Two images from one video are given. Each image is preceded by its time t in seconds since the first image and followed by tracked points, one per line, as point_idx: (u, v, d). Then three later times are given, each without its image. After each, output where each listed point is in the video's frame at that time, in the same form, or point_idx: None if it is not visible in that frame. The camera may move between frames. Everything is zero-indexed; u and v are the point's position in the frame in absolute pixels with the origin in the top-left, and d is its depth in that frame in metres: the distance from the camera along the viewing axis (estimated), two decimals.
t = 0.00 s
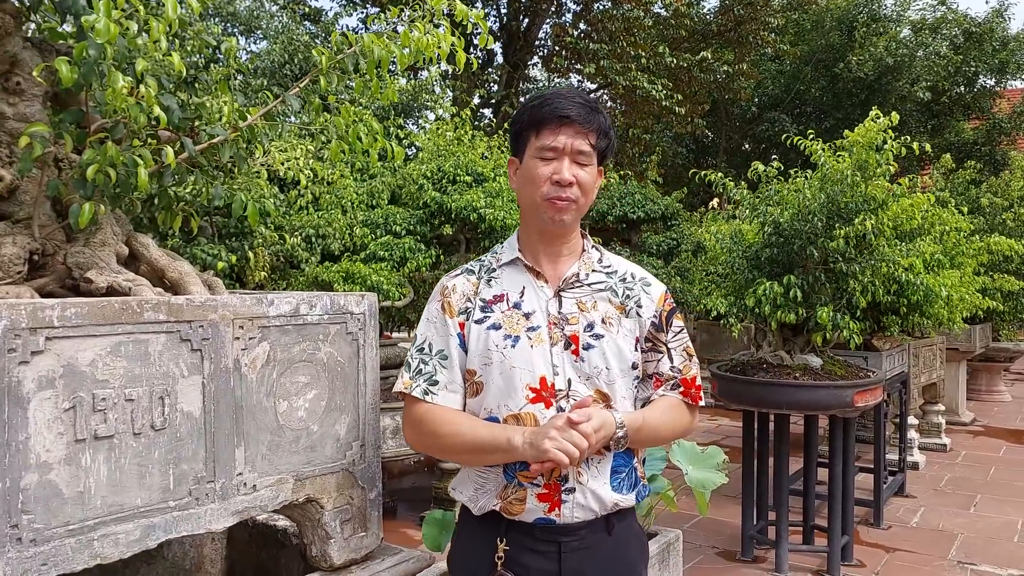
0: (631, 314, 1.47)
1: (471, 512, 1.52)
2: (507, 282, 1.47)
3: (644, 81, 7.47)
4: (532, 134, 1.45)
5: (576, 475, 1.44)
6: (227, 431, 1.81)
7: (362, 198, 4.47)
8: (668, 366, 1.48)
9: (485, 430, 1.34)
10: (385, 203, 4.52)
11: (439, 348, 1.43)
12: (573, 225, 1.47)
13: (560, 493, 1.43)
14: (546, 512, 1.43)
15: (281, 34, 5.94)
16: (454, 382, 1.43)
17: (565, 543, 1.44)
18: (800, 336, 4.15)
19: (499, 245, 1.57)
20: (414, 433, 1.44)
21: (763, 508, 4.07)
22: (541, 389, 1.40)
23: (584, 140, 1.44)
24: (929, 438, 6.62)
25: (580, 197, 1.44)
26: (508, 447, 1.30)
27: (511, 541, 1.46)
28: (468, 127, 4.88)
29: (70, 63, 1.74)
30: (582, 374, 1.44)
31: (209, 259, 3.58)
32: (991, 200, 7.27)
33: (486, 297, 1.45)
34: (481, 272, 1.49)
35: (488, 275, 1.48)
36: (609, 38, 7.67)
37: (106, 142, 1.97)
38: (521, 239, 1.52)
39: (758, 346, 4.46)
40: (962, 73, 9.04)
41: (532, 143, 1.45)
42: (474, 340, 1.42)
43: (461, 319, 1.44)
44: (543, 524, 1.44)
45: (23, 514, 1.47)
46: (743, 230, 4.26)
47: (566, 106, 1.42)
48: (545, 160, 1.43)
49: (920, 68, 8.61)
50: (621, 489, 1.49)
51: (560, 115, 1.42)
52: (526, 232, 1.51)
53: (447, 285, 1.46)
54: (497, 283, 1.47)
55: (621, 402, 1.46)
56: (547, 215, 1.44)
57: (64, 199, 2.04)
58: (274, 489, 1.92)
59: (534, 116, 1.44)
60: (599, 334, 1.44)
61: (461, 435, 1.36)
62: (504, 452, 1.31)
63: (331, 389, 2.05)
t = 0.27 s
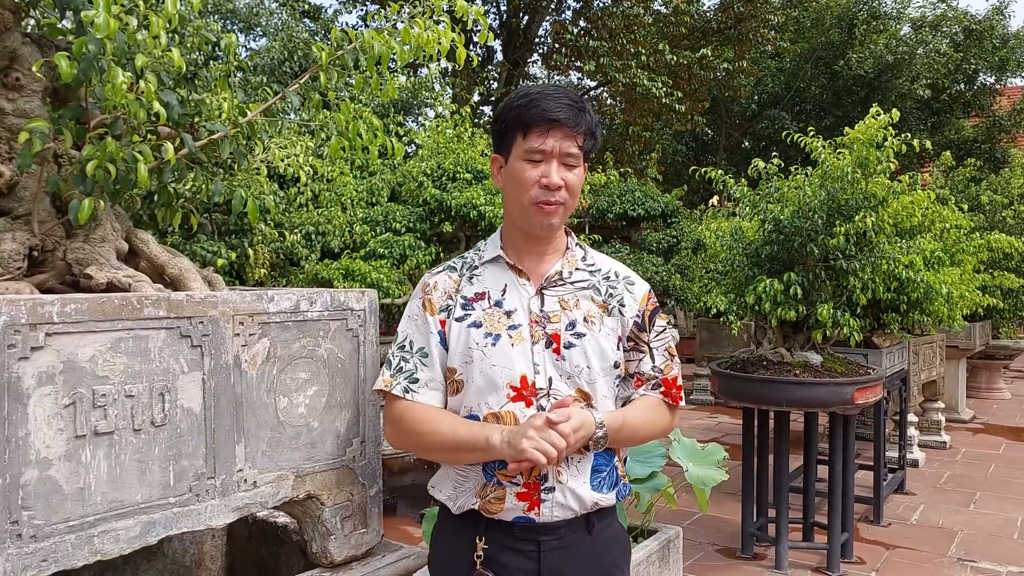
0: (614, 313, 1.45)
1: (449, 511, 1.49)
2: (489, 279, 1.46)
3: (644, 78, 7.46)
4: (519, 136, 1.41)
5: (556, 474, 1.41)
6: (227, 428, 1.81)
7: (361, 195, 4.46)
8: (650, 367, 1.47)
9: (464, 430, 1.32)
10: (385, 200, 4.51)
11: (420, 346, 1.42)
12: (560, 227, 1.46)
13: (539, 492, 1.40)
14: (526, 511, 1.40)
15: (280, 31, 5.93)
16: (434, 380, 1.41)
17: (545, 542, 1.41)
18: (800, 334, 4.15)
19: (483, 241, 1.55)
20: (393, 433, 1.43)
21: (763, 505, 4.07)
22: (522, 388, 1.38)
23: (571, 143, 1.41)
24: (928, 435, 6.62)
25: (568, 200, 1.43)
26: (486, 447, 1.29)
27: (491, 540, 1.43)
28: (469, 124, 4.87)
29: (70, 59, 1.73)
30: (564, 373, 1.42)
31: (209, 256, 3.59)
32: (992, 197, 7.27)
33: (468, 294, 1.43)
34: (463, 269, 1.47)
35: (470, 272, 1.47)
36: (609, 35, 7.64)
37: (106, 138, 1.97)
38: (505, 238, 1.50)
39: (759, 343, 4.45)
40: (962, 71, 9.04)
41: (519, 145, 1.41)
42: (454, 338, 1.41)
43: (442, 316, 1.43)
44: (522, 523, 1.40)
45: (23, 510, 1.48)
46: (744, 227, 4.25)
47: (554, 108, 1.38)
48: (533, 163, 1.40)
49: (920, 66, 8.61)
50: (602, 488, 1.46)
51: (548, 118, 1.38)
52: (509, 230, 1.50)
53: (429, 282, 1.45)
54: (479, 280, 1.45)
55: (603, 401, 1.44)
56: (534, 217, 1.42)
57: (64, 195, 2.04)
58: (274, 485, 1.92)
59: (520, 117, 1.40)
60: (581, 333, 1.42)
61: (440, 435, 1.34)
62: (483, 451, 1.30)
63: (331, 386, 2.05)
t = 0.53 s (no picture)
0: (593, 310, 1.46)
1: (432, 515, 1.47)
2: (467, 278, 1.44)
3: (644, 76, 7.46)
4: (506, 138, 1.37)
5: (540, 472, 1.41)
6: (230, 425, 1.81)
7: (362, 194, 4.47)
8: (627, 363, 1.49)
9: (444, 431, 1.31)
10: (386, 198, 4.51)
11: (397, 346, 1.40)
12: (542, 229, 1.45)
13: (524, 491, 1.40)
14: (512, 510, 1.40)
15: (280, 28, 5.92)
16: (412, 380, 1.39)
17: (532, 540, 1.40)
18: (801, 332, 4.15)
19: (458, 238, 1.53)
20: (369, 436, 1.41)
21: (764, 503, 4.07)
22: (502, 387, 1.38)
23: (559, 148, 1.38)
24: (929, 433, 6.62)
25: (552, 205, 1.41)
26: (468, 447, 1.29)
27: (477, 543, 1.41)
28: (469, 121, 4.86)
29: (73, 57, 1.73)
30: (544, 371, 1.42)
31: (210, 254, 3.60)
32: (992, 195, 7.27)
33: (446, 294, 1.42)
34: (440, 268, 1.45)
35: (447, 271, 1.45)
36: (609, 33, 7.62)
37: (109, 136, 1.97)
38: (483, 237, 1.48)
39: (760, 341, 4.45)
40: (962, 69, 9.03)
41: (505, 148, 1.37)
42: (432, 338, 1.39)
43: (419, 316, 1.41)
44: (509, 522, 1.40)
45: (27, 508, 1.48)
46: (744, 226, 4.25)
47: (543, 112, 1.35)
48: (519, 168, 1.37)
49: (921, 64, 8.60)
50: (586, 484, 1.47)
51: (537, 122, 1.35)
52: (489, 228, 1.47)
53: (406, 281, 1.43)
54: (456, 279, 1.44)
55: (583, 398, 1.44)
56: (518, 221, 1.40)
57: (66, 193, 2.04)
58: (277, 483, 1.93)
59: (508, 119, 1.35)
60: (561, 330, 1.43)
61: (419, 436, 1.33)
62: (464, 451, 1.29)
63: (334, 383, 2.05)
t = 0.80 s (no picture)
0: (580, 302, 1.49)
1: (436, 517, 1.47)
2: (455, 279, 1.44)
3: (643, 76, 7.47)
4: (498, 145, 1.34)
5: (543, 467, 1.43)
6: (232, 424, 1.83)
7: (364, 194, 4.49)
8: (613, 351, 1.53)
9: (449, 433, 1.29)
10: (387, 198, 4.51)
11: (389, 353, 1.37)
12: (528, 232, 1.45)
13: (529, 486, 1.41)
14: (517, 506, 1.40)
15: (281, 29, 5.93)
16: (408, 385, 1.37)
17: (537, 534, 1.42)
18: (799, 330, 4.17)
19: (439, 238, 1.51)
20: (366, 445, 1.36)
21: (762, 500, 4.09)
22: (501, 385, 1.38)
23: (549, 154, 1.38)
24: (926, 431, 6.65)
25: (541, 209, 1.41)
26: (477, 448, 1.26)
27: (482, 542, 1.41)
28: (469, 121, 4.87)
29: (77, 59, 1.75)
30: (539, 366, 1.43)
31: (213, 253, 3.63)
32: (989, 195, 7.29)
33: (435, 296, 1.41)
34: (426, 271, 1.44)
35: (433, 274, 1.44)
36: (609, 33, 7.63)
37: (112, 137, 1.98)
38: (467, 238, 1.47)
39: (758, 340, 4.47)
40: (960, 69, 9.04)
41: (497, 153, 1.35)
42: (426, 342, 1.38)
43: (410, 321, 1.39)
44: (514, 518, 1.41)
45: (32, 506, 1.50)
46: (743, 225, 4.27)
47: (537, 120, 1.33)
48: (511, 174, 1.35)
49: (919, 63, 8.62)
50: (585, 474, 1.49)
51: (530, 130, 1.33)
52: (473, 229, 1.46)
53: (392, 285, 1.40)
54: (444, 281, 1.43)
55: (577, 388, 1.47)
56: (508, 225, 1.40)
57: (70, 194, 2.05)
58: (279, 481, 1.94)
59: (501, 126, 1.33)
60: (552, 324, 1.45)
61: (422, 441, 1.30)
62: (472, 453, 1.27)
63: (335, 382, 2.06)
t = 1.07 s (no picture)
0: (578, 297, 1.51)
1: (443, 518, 1.44)
2: (455, 277, 1.42)
3: (643, 72, 7.43)
4: (508, 145, 1.32)
5: (552, 461, 1.45)
6: (228, 420, 1.83)
7: (362, 189, 4.49)
8: (609, 343, 1.58)
9: (458, 435, 1.28)
10: (385, 194, 4.52)
11: (392, 354, 1.35)
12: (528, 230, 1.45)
13: (541, 482, 1.42)
14: (530, 503, 1.41)
15: (279, 25, 5.91)
16: (413, 388, 1.35)
17: (548, 529, 1.42)
18: (798, 327, 4.17)
19: (436, 235, 1.49)
20: (371, 449, 1.34)
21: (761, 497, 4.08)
22: (508, 382, 1.39)
23: (554, 155, 1.37)
24: (927, 429, 6.65)
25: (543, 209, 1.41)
26: (487, 448, 1.26)
27: (493, 540, 1.40)
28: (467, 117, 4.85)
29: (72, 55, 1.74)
30: (542, 362, 1.45)
31: (210, 250, 3.62)
32: (990, 191, 7.28)
33: (437, 296, 1.39)
34: (425, 270, 1.42)
35: (433, 272, 1.42)
36: (609, 29, 7.59)
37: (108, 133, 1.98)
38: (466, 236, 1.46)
39: (757, 337, 4.46)
40: (961, 65, 9.02)
41: (506, 153, 1.33)
42: (430, 343, 1.37)
43: (412, 321, 1.37)
44: (526, 515, 1.41)
45: (28, 502, 1.50)
46: (742, 222, 4.25)
47: (546, 122, 1.33)
48: (519, 175, 1.34)
49: (920, 60, 8.60)
50: (588, 467, 1.53)
51: (540, 132, 1.32)
52: (473, 226, 1.45)
53: (392, 286, 1.38)
54: (444, 280, 1.42)
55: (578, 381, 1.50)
56: (511, 225, 1.39)
57: (66, 190, 2.05)
58: (275, 477, 1.94)
59: (512, 127, 1.31)
60: (554, 320, 1.46)
61: (431, 443, 1.29)
62: (483, 453, 1.27)
63: (332, 378, 2.06)
